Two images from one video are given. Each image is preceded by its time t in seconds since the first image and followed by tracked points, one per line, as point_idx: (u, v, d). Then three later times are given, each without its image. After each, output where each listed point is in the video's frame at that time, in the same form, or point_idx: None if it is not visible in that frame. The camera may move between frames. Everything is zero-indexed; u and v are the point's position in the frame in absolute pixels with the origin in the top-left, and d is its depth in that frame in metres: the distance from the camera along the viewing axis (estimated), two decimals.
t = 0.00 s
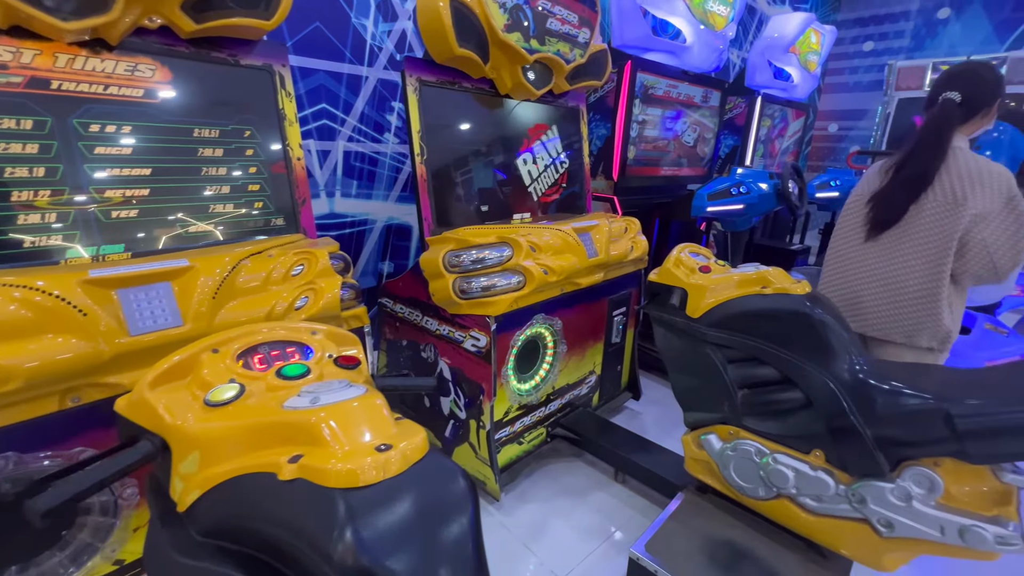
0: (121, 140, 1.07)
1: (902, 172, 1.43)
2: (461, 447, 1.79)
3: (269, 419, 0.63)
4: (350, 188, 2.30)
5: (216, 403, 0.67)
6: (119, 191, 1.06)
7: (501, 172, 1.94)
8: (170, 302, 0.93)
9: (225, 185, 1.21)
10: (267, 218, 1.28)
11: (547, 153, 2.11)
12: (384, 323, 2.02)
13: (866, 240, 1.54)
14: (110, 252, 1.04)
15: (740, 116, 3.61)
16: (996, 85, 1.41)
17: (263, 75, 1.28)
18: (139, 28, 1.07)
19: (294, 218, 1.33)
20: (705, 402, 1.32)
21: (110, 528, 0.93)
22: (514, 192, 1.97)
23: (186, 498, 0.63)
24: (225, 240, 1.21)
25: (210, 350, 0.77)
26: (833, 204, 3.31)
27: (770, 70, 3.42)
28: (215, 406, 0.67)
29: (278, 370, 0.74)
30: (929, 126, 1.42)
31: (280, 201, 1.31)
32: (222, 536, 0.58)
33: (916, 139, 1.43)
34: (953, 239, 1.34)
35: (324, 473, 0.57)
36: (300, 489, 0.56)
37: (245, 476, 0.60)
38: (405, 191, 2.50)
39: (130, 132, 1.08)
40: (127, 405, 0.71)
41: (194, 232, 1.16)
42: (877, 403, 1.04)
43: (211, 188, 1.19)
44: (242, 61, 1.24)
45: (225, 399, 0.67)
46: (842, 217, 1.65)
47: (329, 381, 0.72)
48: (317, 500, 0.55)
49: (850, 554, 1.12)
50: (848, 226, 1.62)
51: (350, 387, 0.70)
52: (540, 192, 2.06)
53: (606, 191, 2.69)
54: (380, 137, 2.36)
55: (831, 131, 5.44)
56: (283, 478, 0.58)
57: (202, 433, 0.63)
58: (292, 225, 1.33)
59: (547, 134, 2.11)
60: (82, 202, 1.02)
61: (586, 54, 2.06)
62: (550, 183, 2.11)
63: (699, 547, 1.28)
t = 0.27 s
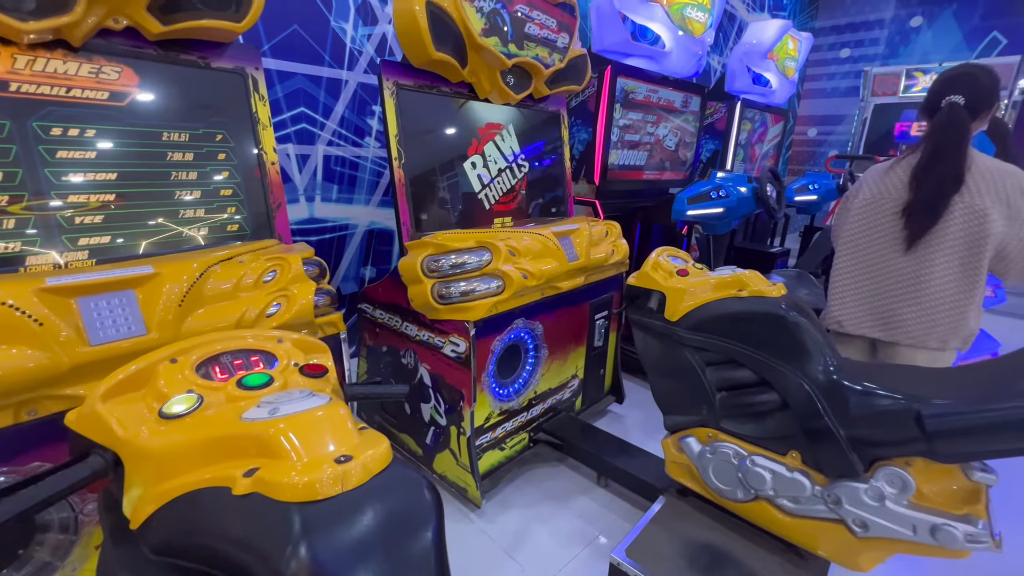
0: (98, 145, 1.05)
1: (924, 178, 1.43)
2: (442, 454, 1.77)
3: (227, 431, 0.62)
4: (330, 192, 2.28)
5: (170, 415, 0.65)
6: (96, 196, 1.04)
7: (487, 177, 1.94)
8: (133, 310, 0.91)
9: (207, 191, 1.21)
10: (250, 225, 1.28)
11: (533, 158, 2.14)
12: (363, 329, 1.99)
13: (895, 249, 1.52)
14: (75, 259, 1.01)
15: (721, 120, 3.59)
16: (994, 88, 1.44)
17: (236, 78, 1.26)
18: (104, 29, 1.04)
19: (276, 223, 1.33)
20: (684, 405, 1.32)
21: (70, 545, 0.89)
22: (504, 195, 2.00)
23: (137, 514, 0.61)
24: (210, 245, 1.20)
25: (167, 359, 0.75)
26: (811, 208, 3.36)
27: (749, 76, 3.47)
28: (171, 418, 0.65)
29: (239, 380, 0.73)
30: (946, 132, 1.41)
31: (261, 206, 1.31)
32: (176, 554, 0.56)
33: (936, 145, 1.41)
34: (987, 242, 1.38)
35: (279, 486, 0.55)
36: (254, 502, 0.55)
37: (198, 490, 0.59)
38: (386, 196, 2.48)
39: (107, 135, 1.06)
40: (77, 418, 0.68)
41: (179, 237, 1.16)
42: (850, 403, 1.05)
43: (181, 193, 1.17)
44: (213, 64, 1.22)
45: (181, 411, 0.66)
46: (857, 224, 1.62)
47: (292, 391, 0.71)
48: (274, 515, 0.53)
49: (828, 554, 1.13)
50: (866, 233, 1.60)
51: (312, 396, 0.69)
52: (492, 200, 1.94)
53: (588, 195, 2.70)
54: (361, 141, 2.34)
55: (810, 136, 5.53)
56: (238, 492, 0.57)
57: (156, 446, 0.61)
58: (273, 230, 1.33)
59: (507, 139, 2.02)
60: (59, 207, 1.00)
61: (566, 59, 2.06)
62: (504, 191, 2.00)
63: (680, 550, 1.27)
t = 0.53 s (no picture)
0: (75, 145, 1.02)
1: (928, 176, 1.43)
2: (429, 455, 1.76)
3: (198, 434, 0.60)
4: (314, 191, 2.24)
5: (137, 419, 0.63)
6: (70, 195, 1.01)
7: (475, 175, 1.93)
8: (104, 311, 0.88)
9: (184, 189, 1.18)
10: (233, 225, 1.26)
11: (521, 156, 2.13)
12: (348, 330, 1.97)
13: (901, 245, 1.53)
14: (46, 260, 0.97)
15: (705, 119, 3.68)
16: (970, 88, 1.46)
17: (214, 73, 1.23)
18: (73, 22, 1.00)
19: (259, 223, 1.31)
20: (671, 402, 1.32)
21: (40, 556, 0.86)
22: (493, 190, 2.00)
23: (104, 523, 0.58)
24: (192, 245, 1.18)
25: (138, 361, 0.73)
26: (795, 206, 3.39)
27: (733, 75, 3.49)
28: (140, 422, 0.63)
29: (212, 382, 0.71)
30: (940, 129, 1.43)
31: (243, 206, 1.28)
32: (144, 563, 0.54)
33: (934, 142, 1.42)
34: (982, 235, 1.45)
35: (251, 491, 0.53)
36: (226, 507, 0.53)
37: (168, 496, 0.57)
38: (371, 195, 2.46)
39: (83, 134, 1.03)
40: (39, 424, 0.65)
41: (158, 237, 1.13)
42: (834, 397, 1.06)
43: (156, 191, 1.13)
44: (189, 59, 1.19)
45: (151, 414, 0.63)
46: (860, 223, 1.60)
47: (267, 391, 0.69)
48: (246, 520, 0.51)
49: (814, 548, 1.14)
50: (869, 230, 1.60)
51: (289, 397, 0.67)
52: (475, 198, 1.92)
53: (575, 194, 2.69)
54: (345, 139, 2.31)
55: (793, 135, 5.60)
56: (209, 497, 0.55)
57: (123, 451, 0.59)
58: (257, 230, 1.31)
59: (493, 138, 2.01)
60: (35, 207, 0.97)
61: (551, 57, 2.06)
62: (489, 190, 1.98)
63: (668, 547, 1.27)
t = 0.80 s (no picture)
0: (48, 147, 1.00)
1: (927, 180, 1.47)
2: (415, 460, 1.75)
3: (179, 443, 0.59)
4: (296, 196, 2.22)
5: (116, 429, 0.62)
6: (41, 200, 0.99)
7: (459, 178, 1.94)
8: (80, 320, 0.87)
9: (163, 195, 1.17)
10: (213, 230, 1.25)
11: (505, 160, 2.14)
12: (332, 335, 1.95)
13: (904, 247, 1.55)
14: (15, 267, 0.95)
15: (685, 124, 3.68)
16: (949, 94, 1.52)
17: (192, 77, 1.22)
18: (47, 24, 0.98)
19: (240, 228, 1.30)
20: (654, 403, 1.34)
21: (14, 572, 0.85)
22: (481, 192, 2.03)
23: (83, 535, 0.57)
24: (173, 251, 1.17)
25: (116, 369, 0.71)
26: (773, 208, 3.46)
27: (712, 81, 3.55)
28: (118, 432, 0.62)
29: (193, 390, 0.70)
30: (930, 135, 1.47)
31: (223, 208, 1.27)
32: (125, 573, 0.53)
33: (929, 146, 1.46)
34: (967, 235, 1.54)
35: (234, 498, 0.53)
36: (209, 516, 0.53)
37: (149, 506, 0.56)
38: (355, 199, 2.45)
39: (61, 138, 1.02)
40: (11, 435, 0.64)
41: (135, 243, 1.12)
42: (810, 395, 1.08)
43: (133, 197, 1.12)
44: (167, 62, 1.17)
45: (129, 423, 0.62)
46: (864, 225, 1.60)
47: (249, 399, 0.69)
48: (229, 528, 0.51)
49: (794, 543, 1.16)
50: (870, 233, 1.61)
51: (272, 403, 0.67)
52: (459, 202, 1.92)
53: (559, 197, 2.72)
54: (327, 143, 2.29)
55: (771, 139, 5.72)
56: (191, 506, 0.54)
57: (101, 461, 0.58)
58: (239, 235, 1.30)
59: (477, 142, 2.02)
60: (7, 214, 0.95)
61: (533, 62, 2.07)
62: (473, 193, 1.99)
63: (653, 546, 1.29)
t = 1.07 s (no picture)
0: (21, 148, 0.99)
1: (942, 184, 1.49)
2: (404, 462, 1.78)
3: (181, 444, 0.61)
4: (282, 200, 2.23)
5: (119, 432, 0.64)
6: (20, 206, 0.99)
7: (445, 182, 1.97)
8: (72, 327, 0.88)
9: (150, 201, 1.18)
10: (198, 234, 1.26)
11: (489, 163, 2.18)
12: (320, 339, 1.97)
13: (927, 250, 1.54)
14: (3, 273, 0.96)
15: (666, 129, 3.84)
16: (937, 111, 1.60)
17: (179, 84, 1.24)
18: (33, 32, 1.00)
19: (225, 231, 1.32)
20: (637, 401, 1.39)
21: None
22: (468, 197, 2.06)
23: (88, 536, 0.60)
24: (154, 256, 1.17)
25: (114, 375, 0.73)
26: (751, 211, 3.55)
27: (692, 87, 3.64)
28: (120, 435, 0.64)
29: (192, 393, 0.72)
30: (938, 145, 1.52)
31: (210, 212, 1.29)
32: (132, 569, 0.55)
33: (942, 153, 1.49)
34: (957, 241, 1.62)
35: (238, 495, 0.56)
36: (213, 512, 0.55)
37: (153, 506, 0.58)
38: (341, 203, 2.46)
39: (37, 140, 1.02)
40: (14, 440, 0.65)
41: (110, 246, 1.11)
42: (784, 391, 1.14)
43: (121, 204, 1.13)
44: (154, 69, 1.19)
45: (131, 427, 0.65)
46: (897, 231, 1.52)
47: (247, 402, 0.71)
48: (232, 523, 0.54)
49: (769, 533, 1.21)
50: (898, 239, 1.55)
51: (270, 405, 0.70)
52: (446, 207, 1.96)
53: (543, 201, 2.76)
54: (312, 147, 2.31)
55: (750, 143, 5.86)
56: (196, 504, 0.57)
57: (105, 463, 0.60)
58: (225, 238, 1.32)
59: (463, 148, 2.06)
60: None
61: (517, 69, 2.12)
62: (459, 198, 2.02)
63: (636, 540, 1.33)
